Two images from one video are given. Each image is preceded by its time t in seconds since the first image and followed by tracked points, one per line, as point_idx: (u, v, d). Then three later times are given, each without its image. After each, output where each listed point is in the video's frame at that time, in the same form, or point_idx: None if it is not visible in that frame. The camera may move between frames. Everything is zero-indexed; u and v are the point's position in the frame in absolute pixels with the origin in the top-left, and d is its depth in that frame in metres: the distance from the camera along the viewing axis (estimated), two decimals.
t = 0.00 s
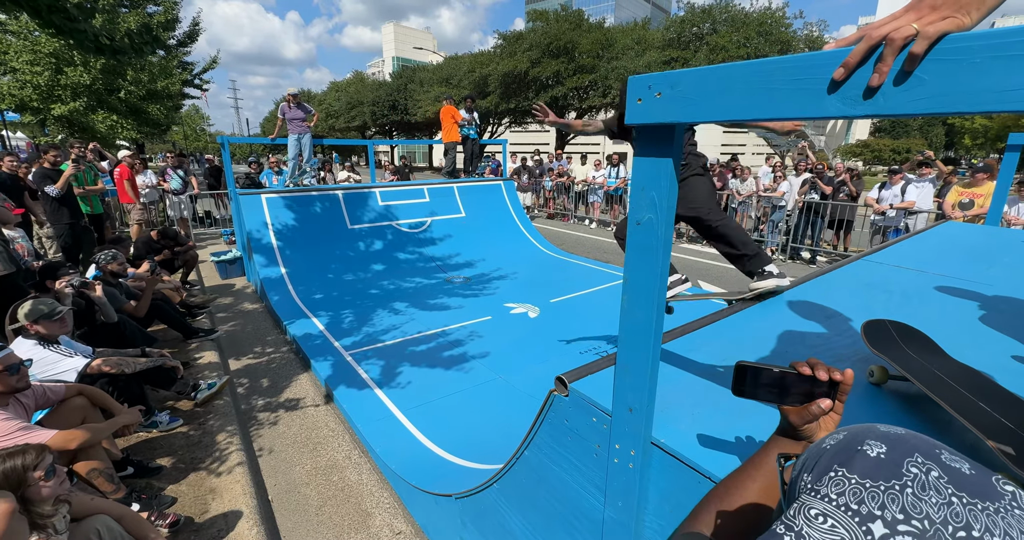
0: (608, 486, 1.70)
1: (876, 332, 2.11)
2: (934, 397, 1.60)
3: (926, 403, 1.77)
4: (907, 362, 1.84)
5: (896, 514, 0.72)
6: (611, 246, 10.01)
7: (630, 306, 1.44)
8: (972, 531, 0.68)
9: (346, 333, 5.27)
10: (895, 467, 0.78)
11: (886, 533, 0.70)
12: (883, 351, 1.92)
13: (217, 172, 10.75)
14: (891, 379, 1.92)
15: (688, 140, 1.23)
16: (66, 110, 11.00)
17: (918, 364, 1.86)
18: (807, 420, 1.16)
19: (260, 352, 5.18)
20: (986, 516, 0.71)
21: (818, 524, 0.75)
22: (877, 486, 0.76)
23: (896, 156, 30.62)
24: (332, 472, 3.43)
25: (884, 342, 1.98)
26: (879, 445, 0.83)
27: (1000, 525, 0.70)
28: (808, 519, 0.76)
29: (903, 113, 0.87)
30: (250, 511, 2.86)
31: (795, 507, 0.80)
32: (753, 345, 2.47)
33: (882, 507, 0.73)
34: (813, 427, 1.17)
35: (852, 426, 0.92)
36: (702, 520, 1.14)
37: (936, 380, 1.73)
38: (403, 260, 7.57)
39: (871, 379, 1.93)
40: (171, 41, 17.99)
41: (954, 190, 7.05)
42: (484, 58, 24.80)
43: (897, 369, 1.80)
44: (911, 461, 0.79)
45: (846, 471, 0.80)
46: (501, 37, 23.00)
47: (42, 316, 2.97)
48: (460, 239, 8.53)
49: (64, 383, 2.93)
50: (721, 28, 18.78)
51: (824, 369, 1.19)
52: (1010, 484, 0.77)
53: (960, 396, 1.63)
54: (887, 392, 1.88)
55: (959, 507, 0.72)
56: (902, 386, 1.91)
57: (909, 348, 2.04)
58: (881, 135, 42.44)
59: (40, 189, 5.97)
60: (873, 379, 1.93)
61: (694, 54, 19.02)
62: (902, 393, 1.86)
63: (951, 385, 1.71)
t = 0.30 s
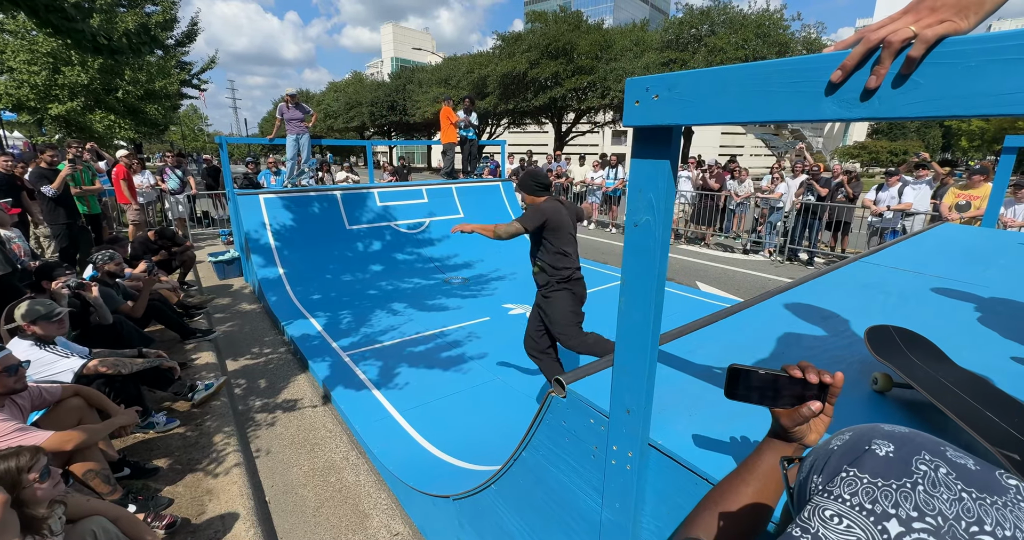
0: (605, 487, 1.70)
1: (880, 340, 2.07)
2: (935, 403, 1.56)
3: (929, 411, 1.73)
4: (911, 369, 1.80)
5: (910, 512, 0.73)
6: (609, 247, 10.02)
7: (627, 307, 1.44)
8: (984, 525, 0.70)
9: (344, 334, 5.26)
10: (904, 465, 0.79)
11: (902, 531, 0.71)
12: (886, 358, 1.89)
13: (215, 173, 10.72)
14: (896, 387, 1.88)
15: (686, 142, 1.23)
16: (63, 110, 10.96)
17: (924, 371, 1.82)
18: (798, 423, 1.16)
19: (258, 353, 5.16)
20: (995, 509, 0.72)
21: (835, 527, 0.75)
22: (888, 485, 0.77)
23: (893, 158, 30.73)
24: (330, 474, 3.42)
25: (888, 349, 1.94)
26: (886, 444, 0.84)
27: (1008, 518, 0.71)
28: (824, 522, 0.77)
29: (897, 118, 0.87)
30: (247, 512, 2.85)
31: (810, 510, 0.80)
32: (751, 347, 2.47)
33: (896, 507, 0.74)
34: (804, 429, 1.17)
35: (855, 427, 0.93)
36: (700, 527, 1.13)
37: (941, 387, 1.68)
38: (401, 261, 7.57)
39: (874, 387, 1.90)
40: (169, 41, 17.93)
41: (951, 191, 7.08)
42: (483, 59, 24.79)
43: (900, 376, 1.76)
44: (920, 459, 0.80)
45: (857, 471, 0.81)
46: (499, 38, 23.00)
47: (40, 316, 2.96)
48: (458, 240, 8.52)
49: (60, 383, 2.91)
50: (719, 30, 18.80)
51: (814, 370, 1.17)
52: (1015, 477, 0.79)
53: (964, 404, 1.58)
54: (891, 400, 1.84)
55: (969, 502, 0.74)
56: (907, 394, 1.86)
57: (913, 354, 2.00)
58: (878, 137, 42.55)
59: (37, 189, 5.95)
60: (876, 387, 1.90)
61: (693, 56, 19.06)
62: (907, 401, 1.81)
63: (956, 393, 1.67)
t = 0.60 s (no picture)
0: (603, 488, 1.69)
1: (883, 343, 2.07)
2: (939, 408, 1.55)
3: (933, 415, 1.72)
4: (915, 373, 1.79)
5: (919, 510, 0.72)
6: (608, 247, 10.03)
7: (627, 307, 1.43)
8: (992, 518, 0.70)
9: (343, 334, 5.25)
10: (907, 463, 0.79)
11: (914, 529, 0.70)
12: (889, 362, 1.88)
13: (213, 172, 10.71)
14: (900, 392, 1.87)
15: (685, 141, 1.22)
16: (61, 109, 10.94)
17: (927, 375, 1.81)
18: (782, 422, 1.12)
19: (256, 353, 5.15)
20: (999, 501, 0.73)
21: (847, 527, 0.74)
22: (894, 483, 0.77)
23: (892, 159, 30.79)
24: (327, 474, 3.41)
25: (892, 352, 1.93)
26: (886, 442, 0.84)
27: (1012, 509, 0.72)
28: (835, 524, 0.75)
29: (898, 117, 0.87)
30: (245, 513, 2.84)
31: (818, 513, 0.79)
32: (751, 349, 2.47)
33: (905, 505, 0.73)
34: (787, 429, 1.13)
35: (852, 427, 0.93)
36: (694, 534, 1.12)
37: (944, 390, 1.68)
38: (400, 261, 7.56)
39: (878, 392, 1.89)
40: (167, 40, 17.91)
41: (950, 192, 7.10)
42: (481, 59, 24.81)
43: (904, 380, 1.75)
44: (920, 456, 0.81)
45: (860, 470, 0.81)
46: (498, 38, 23.03)
47: (40, 316, 2.95)
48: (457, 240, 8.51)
49: (57, 384, 2.90)
50: (718, 31, 18.85)
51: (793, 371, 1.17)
52: (1010, 469, 0.80)
53: (968, 408, 1.57)
54: (896, 406, 1.83)
55: (972, 496, 0.74)
56: (912, 400, 1.85)
57: (917, 358, 1.99)
58: (877, 138, 42.63)
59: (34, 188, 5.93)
60: (880, 392, 1.89)
61: (692, 56, 19.11)
62: (911, 407, 1.80)
63: (960, 397, 1.66)
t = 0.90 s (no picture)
0: (602, 488, 1.69)
1: (884, 345, 2.06)
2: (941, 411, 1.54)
3: (934, 417, 1.72)
4: (917, 375, 1.78)
5: (913, 513, 0.72)
6: (608, 247, 10.03)
7: (627, 308, 1.43)
8: (983, 519, 0.70)
9: (341, 334, 5.25)
10: (898, 465, 0.79)
11: (908, 532, 0.70)
12: (890, 364, 1.88)
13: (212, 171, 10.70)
14: (901, 394, 1.87)
15: (685, 141, 1.22)
16: (60, 108, 10.93)
17: (930, 377, 1.80)
18: (765, 426, 1.12)
19: (254, 353, 5.14)
20: (987, 500, 0.73)
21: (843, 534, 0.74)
22: (886, 486, 0.77)
23: (891, 160, 30.83)
24: (326, 474, 3.41)
25: (893, 354, 1.93)
26: (876, 444, 0.84)
27: (1000, 507, 0.72)
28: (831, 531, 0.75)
29: (898, 118, 0.87)
30: (243, 512, 2.84)
31: (814, 522, 0.79)
32: (750, 349, 2.47)
33: (899, 508, 0.73)
34: (770, 432, 1.13)
35: (842, 430, 0.93)
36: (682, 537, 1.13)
37: (945, 392, 1.68)
38: (399, 261, 7.55)
39: (879, 394, 1.89)
40: (167, 39, 17.88)
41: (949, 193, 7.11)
42: (481, 59, 24.81)
43: (906, 382, 1.75)
44: (910, 456, 0.81)
45: (852, 474, 0.81)
46: (498, 38, 23.04)
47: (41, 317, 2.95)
48: (456, 240, 8.51)
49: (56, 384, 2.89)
50: (717, 31, 18.87)
51: (777, 375, 1.15)
52: (997, 466, 0.80)
53: (969, 410, 1.57)
54: (896, 408, 1.82)
55: (963, 495, 0.74)
56: (913, 401, 1.84)
57: (918, 360, 1.99)
58: (876, 138, 42.68)
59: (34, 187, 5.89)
60: (880, 394, 1.89)
61: (691, 56, 19.11)
62: (912, 408, 1.79)
63: (960, 399, 1.66)
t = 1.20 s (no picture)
0: (603, 486, 1.69)
1: (883, 344, 2.07)
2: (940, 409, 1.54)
3: (935, 416, 1.72)
4: (917, 375, 1.78)
5: (908, 508, 0.73)
6: (608, 247, 10.03)
7: (628, 307, 1.43)
8: (968, 503, 0.72)
9: (341, 333, 5.25)
10: (883, 461, 0.80)
11: (908, 529, 0.71)
12: (890, 363, 1.88)
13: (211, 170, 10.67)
14: (901, 393, 1.86)
15: (687, 141, 1.23)
16: (58, 106, 10.89)
17: (929, 376, 1.80)
18: (731, 441, 1.14)
19: (254, 352, 5.13)
20: (965, 482, 0.75)
21: None
22: (877, 484, 0.77)
23: (890, 160, 30.85)
24: (326, 473, 3.41)
25: (893, 353, 1.93)
26: (856, 441, 0.85)
27: (976, 487, 0.75)
28: None
29: (899, 117, 0.87)
30: (243, 510, 2.84)
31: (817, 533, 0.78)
32: (750, 348, 2.47)
33: (894, 506, 0.73)
34: (735, 446, 1.16)
35: (818, 427, 0.94)
36: None
37: (945, 391, 1.68)
38: (399, 260, 7.55)
39: (878, 393, 1.89)
40: (166, 37, 17.81)
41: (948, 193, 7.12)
42: (481, 58, 24.76)
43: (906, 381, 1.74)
44: (889, 449, 0.83)
45: (843, 475, 0.80)
46: (498, 36, 23.01)
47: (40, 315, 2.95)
48: (456, 239, 8.50)
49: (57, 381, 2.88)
50: (717, 31, 18.88)
51: (742, 391, 1.16)
52: (958, 444, 0.84)
53: (969, 408, 1.57)
54: (896, 407, 1.82)
55: (944, 481, 0.76)
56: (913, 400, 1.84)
57: (917, 359, 1.99)
58: (875, 138, 42.70)
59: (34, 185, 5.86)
60: (880, 393, 1.89)
61: (691, 56, 19.11)
62: (912, 407, 1.79)
63: (961, 398, 1.66)
